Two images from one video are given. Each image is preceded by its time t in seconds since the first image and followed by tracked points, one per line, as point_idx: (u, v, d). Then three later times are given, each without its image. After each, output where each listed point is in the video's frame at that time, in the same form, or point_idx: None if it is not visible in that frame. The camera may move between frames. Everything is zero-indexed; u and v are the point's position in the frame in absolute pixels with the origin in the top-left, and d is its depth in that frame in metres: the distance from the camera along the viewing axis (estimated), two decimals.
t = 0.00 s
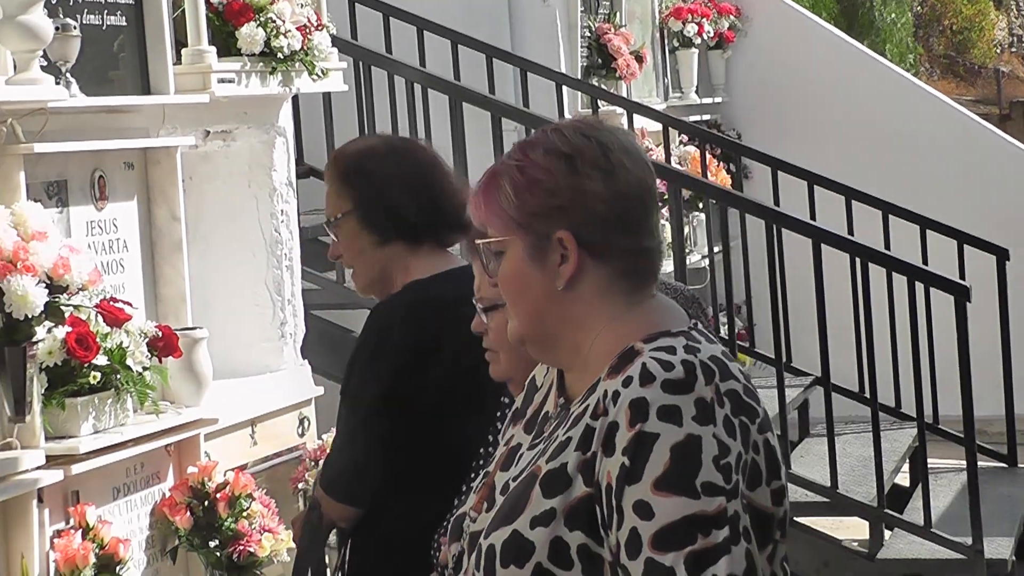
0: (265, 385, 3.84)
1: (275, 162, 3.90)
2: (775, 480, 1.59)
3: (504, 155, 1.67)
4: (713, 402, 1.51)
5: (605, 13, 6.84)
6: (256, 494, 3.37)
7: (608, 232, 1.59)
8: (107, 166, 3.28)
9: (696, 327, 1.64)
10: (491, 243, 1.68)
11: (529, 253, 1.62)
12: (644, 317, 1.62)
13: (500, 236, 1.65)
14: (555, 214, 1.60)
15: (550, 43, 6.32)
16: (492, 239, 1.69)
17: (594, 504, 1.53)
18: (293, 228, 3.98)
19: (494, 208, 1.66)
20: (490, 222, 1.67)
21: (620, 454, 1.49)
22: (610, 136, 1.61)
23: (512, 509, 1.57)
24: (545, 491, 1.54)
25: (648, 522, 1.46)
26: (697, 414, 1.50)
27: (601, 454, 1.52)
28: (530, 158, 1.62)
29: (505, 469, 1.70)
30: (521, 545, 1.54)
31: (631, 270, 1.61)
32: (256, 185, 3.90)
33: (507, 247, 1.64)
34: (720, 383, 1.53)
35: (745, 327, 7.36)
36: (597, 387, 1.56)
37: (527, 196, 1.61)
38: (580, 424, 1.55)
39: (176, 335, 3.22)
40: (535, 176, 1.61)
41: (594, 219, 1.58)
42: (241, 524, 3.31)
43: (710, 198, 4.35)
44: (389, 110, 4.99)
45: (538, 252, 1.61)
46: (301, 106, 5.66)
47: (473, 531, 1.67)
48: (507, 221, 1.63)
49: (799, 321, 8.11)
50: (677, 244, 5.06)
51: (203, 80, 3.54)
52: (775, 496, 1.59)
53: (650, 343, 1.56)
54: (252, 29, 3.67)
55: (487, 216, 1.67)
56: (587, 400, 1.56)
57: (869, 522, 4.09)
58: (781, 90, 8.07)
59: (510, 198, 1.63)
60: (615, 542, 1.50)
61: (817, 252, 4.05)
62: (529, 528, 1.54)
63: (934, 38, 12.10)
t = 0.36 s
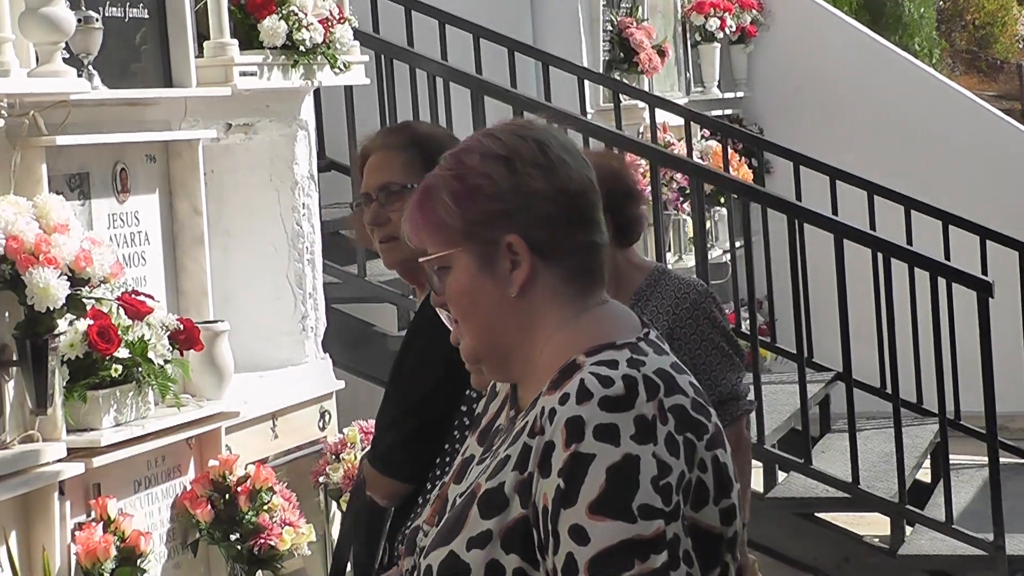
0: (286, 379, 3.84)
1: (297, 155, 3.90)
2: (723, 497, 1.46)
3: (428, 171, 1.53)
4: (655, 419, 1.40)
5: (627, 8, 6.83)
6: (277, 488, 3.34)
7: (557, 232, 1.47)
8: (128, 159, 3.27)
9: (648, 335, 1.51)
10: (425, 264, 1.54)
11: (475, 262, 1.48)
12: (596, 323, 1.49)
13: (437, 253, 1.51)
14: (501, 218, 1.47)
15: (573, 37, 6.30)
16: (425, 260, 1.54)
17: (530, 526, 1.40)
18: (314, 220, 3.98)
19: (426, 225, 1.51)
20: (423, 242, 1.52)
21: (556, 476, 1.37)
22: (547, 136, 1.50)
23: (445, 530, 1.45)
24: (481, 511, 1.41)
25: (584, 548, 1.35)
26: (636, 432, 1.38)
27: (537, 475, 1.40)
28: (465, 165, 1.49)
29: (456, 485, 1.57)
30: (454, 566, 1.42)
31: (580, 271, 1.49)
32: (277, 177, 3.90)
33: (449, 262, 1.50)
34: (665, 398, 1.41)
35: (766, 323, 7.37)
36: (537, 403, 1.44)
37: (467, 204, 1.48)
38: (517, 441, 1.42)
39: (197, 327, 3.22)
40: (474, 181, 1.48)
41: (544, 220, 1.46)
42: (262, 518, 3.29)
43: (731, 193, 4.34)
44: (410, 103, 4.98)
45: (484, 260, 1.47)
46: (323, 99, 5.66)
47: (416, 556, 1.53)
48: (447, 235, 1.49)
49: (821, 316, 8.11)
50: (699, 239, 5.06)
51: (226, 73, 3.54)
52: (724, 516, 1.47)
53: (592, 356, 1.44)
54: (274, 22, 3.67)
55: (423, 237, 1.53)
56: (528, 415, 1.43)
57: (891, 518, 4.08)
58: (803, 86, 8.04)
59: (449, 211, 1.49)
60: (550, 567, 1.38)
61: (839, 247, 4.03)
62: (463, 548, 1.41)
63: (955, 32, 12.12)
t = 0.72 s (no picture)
0: (307, 372, 3.83)
1: (318, 147, 3.89)
2: (642, 538, 1.49)
3: (359, 172, 1.53)
4: (570, 453, 1.43)
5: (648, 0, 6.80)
6: (297, 480, 3.33)
7: (493, 239, 1.48)
8: (150, 150, 3.27)
9: (583, 353, 1.52)
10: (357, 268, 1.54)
11: (411, 271, 1.49)
12: (530, 335, 1.50)
13: (370, 258, 1.52)
14: (438, 226, 1.47)
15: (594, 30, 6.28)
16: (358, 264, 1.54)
17: (430, 550, 1.42)
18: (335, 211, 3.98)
19: (360, 230, 1.52)
20: (355, 245, 1.53)
21: (457, 504, 1.39)
22: (482, 137, 1.51)
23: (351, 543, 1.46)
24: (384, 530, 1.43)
25: None
26: (546, 466, 1.40)
27: (440, 500, 1.41)
28: (397, 170, 1.49)
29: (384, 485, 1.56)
30: None
31: (516, 280, 1.50)
32: (299, 169, 3.90)
33: (384, 269, 1.50)
34: (584, 430, 1.44)
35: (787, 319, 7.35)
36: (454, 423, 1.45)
37: (402, 210, 1.48)
38: (426, 462, 1.44)
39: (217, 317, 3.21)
40: (407, 188, 1.48)
41: (480, 226, 1.47)
42: (281, 509, 3.27)
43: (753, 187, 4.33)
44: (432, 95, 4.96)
45: (419, 268, 1.48)
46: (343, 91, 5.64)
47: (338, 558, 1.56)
48: (382, 242, 1.50)
49: (843, 311, 8.09)
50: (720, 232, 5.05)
51: (248, 65, 3.54)
52: (642, 554, 1.49)
53: (514, 379, 1.45)
54: (297, 14, 3.67)
55: (357, 243, 1.53)
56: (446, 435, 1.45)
57: (914, 513, 4.07)
58: (824, 79, 8.03)
59: (382, 217, 1.50)
60: None
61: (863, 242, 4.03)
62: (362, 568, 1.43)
63: (977, 27, 12.09)
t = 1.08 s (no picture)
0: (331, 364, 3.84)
1: (343, 142, 3.90)
2: (614, 566, 1.36)
3: (324, 183, 1.40)
4: (538, 475, 1.30)
5: None
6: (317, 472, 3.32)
7: (463, 254, 1.35)
8: (176, 144, 3.28)
9: (557, 371, 1.39)
10: (319, 287, 1.41)
11: (375, 286, 1.36)
12: (502, 352, 1.37)
13: (333, 273, 1.39)
14: (402, 240, 1.34)
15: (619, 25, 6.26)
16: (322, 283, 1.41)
17: None
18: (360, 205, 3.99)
19: (322, 245, 1.39)
20: (319, 262, 1.40)
21: (420, 527, 1.27)
22: (452, 145, 1.38)
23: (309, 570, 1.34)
24: (344, 554, 1.31)
25: None
26: (513, 488, 1.28)
27: (403, 523, 1.28)
28: (361, 181, 1.36)
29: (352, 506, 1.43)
30: None
31: (488, 296, 1.37)
32: (324, 163, 3.91)
33: (348, 285, 1.38)
34: (555, 451, 1.31)
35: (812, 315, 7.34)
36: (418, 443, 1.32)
37: (363, 223, 1.35)
38: (389, 483, 1.31)
39: (243, 313, 3.22)
40: (371, 200, 1.35)
41: (448, 241, 1.34)
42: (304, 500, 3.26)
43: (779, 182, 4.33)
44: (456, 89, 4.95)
45: (384, 283, 1.35)
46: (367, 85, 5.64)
47: None
48: (346, 255, 1.37)
49: (867, 307, 8.08)
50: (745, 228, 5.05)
51: (274, 58, 3.55)
52: None
53: (482, 397, 1.32)
54: (322, 8, 3.67)
55: (320, 258, 1.40)
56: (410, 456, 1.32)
57: (939, 511, 4.05)
58: (848, 75, 8.02)
59: (346, 231, 1.37)
60: None
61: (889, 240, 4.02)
62: None
63: (1002, 22, 12.03)
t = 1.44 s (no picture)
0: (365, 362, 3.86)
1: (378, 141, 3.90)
2: None
3: (285, 198, 1.25)
4: (539, 495, 1.17)
5: None
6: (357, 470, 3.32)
7: (437, 268, 1.20)
8: (211, 143, 3.28)
9: (542, 384, 1.24)
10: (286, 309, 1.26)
11: (345, 306, 1.21)
12: (483, 370, 1.22)
13: (299, 292, 1.24)
14: (369, 259, 1.20)
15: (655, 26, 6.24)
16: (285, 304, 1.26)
17: None
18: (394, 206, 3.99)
19: (287, 264, 1.24)
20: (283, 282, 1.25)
21: (419, 558, 1.13)
22: (421, 155, 1.23)
23: None
24: None
25: None
26: (514, 511, 1.15)
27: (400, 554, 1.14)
28: (326, 199, 1.21)
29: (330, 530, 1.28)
30: None
31: (462, 310, 1.22)
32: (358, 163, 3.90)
33: (314, 306, 1.23)
34: (553, 468, 1.18)
35: (846, 318, 7.33)
36: (406, 467, 1.18)
37: (329, 242, 1.21)
38: (382, 508, 1.16)
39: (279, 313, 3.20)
40: (337, 219, 1.21)
41: (421, 256, 1.20)
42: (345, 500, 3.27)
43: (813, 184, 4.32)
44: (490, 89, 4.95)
45: (352, 303, 1.20)
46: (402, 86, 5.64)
47: None
48: (313, 275, 1.22)
49: (902, 311, 8.06)
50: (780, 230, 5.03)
51: (309, 58, 3.56)
52: None
53: (473, 415, 1.18)
54: (358, 8, 3.69)
55: (284, 276, 1.25)
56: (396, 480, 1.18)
57: (974, 515, 4.02)
58: (881, 78, 8.01)
59: (313, 252, 1.22)
60: None
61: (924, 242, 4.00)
62: None
63: None
